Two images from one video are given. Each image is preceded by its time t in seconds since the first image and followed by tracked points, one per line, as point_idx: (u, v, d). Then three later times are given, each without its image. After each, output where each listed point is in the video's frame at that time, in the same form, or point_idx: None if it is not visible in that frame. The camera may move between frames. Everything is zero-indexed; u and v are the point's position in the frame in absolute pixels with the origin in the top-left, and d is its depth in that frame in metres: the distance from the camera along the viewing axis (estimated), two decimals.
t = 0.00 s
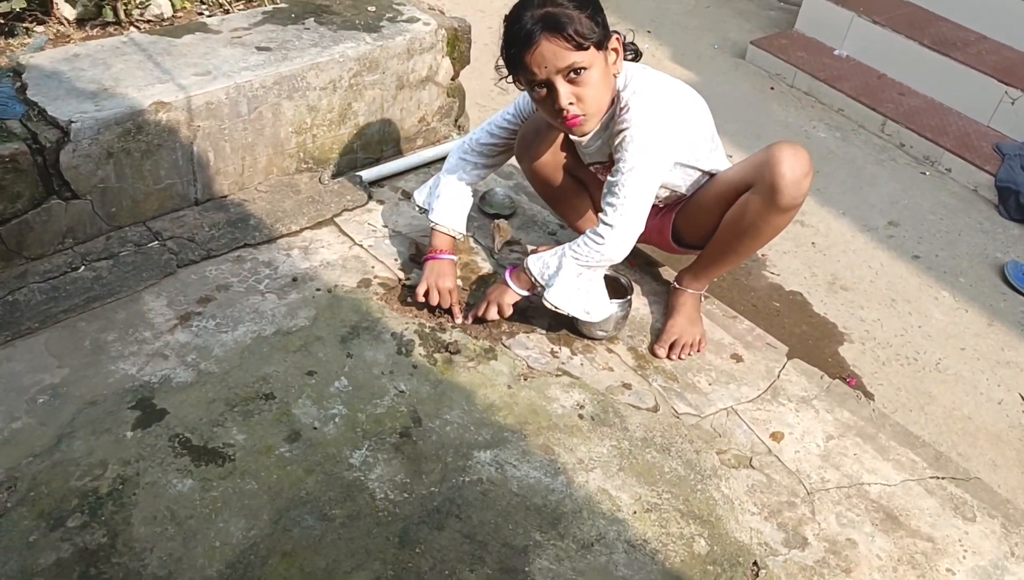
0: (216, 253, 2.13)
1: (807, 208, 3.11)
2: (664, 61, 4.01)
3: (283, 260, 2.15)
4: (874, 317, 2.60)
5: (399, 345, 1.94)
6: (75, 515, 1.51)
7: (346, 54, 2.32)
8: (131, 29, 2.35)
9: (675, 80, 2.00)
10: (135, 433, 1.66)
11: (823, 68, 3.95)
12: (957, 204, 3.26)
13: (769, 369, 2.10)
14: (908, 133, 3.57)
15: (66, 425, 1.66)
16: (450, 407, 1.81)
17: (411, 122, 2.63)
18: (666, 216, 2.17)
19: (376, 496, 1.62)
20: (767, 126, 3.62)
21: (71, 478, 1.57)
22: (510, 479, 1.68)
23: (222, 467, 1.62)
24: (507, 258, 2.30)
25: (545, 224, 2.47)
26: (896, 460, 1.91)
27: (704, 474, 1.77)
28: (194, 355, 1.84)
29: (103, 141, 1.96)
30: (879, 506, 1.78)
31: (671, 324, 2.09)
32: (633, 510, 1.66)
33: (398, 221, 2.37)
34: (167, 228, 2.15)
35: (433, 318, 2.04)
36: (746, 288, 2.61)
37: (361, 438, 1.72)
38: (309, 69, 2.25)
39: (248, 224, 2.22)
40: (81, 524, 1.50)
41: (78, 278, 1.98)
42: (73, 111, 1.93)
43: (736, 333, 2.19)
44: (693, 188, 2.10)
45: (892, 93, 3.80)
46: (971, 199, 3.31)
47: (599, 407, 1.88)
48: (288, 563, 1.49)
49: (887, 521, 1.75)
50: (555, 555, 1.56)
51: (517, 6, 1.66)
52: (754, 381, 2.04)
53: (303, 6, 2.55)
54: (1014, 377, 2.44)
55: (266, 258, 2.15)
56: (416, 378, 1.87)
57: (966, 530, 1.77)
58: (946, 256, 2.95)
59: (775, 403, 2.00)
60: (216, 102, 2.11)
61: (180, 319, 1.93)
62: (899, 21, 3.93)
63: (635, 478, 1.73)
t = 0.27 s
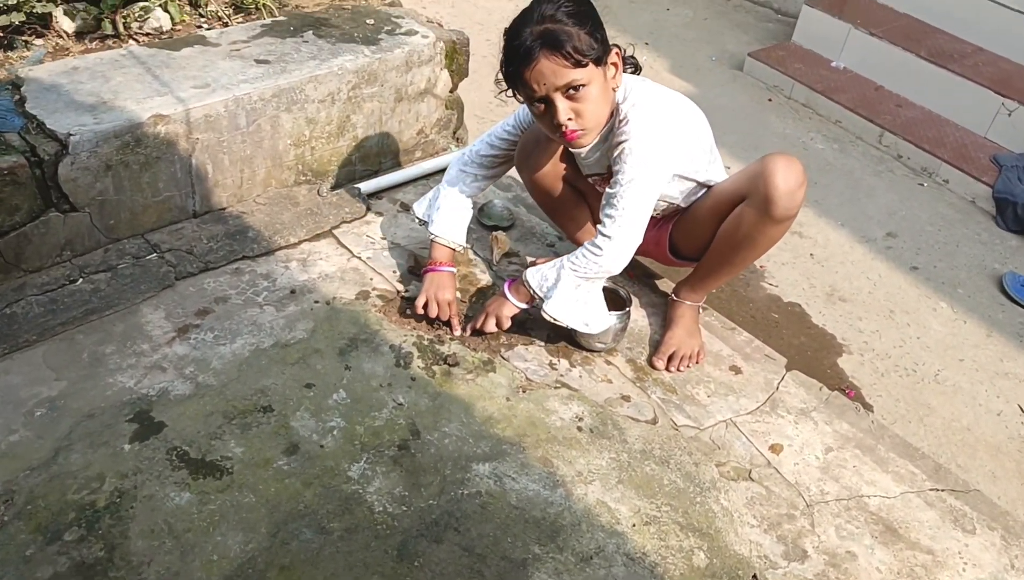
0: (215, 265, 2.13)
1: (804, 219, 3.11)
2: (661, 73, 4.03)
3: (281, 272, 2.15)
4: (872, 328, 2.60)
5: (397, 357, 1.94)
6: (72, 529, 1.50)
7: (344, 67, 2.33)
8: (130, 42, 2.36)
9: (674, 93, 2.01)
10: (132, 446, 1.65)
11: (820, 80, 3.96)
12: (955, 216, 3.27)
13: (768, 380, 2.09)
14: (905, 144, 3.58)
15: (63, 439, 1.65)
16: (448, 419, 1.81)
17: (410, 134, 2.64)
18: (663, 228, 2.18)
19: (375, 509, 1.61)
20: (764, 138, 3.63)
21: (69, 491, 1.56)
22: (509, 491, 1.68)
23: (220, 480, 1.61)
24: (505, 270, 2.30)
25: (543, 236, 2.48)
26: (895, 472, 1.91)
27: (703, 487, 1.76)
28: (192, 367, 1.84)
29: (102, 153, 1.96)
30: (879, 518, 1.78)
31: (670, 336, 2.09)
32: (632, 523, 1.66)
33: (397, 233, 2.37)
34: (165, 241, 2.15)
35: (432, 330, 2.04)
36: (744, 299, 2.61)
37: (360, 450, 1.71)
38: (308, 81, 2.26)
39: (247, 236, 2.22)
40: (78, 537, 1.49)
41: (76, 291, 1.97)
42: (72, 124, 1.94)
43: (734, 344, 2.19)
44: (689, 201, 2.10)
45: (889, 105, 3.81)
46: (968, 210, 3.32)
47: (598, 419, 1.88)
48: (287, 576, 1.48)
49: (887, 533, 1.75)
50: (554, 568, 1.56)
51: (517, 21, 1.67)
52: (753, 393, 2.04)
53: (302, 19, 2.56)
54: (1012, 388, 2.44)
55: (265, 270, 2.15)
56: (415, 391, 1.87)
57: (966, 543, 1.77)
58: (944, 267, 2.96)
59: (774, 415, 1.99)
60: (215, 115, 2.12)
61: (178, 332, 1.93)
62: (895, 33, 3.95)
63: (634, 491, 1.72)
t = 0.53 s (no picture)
0: (216, 274, 2.14)
1: (803, 228, 3.12)
2: (661, 83, 4.05)
3: (282, 281, 2.15)
4: (871, 337, 2.60)
5: (398, 365, 1.95)
6: (73, 537, 1.51)
7: (345, 76, 2.34)
8: (132, 51, 2.37)
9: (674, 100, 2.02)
10: (134, 454, 1.66)
11: (818, 90, 3.98)
12: (953, 225, 3.28)
13: (768, 389, 2.10)
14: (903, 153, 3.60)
15: (65, 446, 1.66)
16: (449, 427, 1.81)
17: (410, 144, 2.65)
18: (660, 236, 2.19)
19: (375, 517, 1.61)
20: (763, 147, 3.64)
21: (70, 499, 1.57)
22: (510, 499, 1.68)
23: (221, 488, 1.62)
24: (506, 278, 2.31)
25: (543, 244, 2.49)
26: (895, 481, 1.91)
27: (703, 495, 1.77)
28: (193, 375, 1.84)
29: (104, 162, 1.97)
30: (879, 526, 1.78)
31: (669, 344, 2.10)
32: (632, 531, 1.66)
33: (397, 242, 2.38)
34: (167, 249, 2.16)
35: (433, 338, 2.05)
36: (743, 308, 2.62)
37: (360, 459, 1.72)
38: (309, 91, 2.27)
39: (248, 245, 2.22)
40: (79, 545, 1.50)
41: (77, 299, 1.98)
42: (74, 133, 1.95)
43: (734, 353, 2.20)
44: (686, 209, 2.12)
45: (888, 115, 3.83)
46: (966, 220, 3.33)
47: (598, 427, 1.88)
48: None
49: (887, 541, 1.75)
50: (555, 576, 1.56)
51: (512, 46, 1.69)
52: (752, 402, 2.05)
53: (303, 29, 2.58)
54: (1011, 397, 2.45)
55: (266, 279, 2.16)
56: (415, 399, 1.87)
57: (965, 551, 1.77)
58: (943, 276, 2.96)
59: (774, 423, 2.00)
60: (217, 124, 2.13)
61: (180, 340, 1.94)
62: (893, 43, 3.97)
63: (634, 499, 1.73)
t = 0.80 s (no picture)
0: (217, 278, 2.14)
1: (802, 234, 3.13)
2: (660, 90, 4.06)
3: (283, 286, 2.16)
4: (870, 343, 2.61)
5: (399, 370, 1.95)
6: (74, 540, 1.51)
7: (347, 82, 2.35)
8: (134, 57, 2.38)
9: (670, 107, 2.04)
10: (135, 458, 1.66)
11: (818, 97, 4.00)
12: (952, 232, 3.29)
13: (768, 394, 2.10)
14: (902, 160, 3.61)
15: (65, 450, 1.66)
16: (449, 432, 1.82)
17: (411, 149, 2.66)
18: (663, 239, 2.19)
19: (375, 521, 1.61)
20: (762, 154, 3.66)
21: (70, 502, 1.57)
22: (510, 504, 1.68)
23: (221, 492, 1.62)
24: (506, 284, 2.32)
25: (543, 250, 2.50)
26: (895, 486, 1.91)
27: (703, 500, 1.77)
28: (194, 380, 1.85)
29: (106, 167, 1.98)
30: (879, 531, 1.78)
31: (669, 349, 2.10)
32: (632, 535, 1.66)
33: (398, 247, 2.39)
34: (168, 254, 2.17)
35: (433, 342, 2.05)
36: (743, 314, 2.63)
37: (361, 463, 1.72)
38: (311, 96, 2.28)
39: (249, 249, 2.23)
40: (80, 549, 1.50)
41: (78, 303, 1.98)
42: (76, 137, 1.95)
43: (734, 358, 2.20)
44: (689, 214, 2.12)
45: (887, 122, 3.84)
46: (965, 226, 3.34)
47: (598, 432, 1.88)
48: None
49: (887, 546, 1.75)
50: None
51: (505, 69, 1.71)
52: (752, 407, 2.05)
53: (304, 35, 2.59)
54: (1011, 403, 2.45)
55: (266, 283, 2.16)
56: (416, 404, 1.87)
57: (965, 556, 1.77)
58: (942, 282, 2.97)
59: (774, 428, 2.00)
60: (218, 129, 2.14)
61: (181, 344, 1.94)
62: (892, 51, 3.99)
63: (634, 503, 1.73)
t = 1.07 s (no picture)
0: (218, 283, 2.15)
1: (803, 240, 3.14)
2: (661, 96, 4.07)
3: (284, 291, 2.16)
4: (871, 349, 2.61)
5: (399, 374, 1.95)
6: (74, 544, 1.51)
7: (348, 87, 2.36)
8: (136, 62, 2.38)
9: (668, 110, 2.04)
10: (135, 462, 1.66)
11: (818, 104, 4.01)
12: (952, 238, 3.29)
13: (768, 400, 2.10)
14: (902, 166, 3.62)
15: (66, 454, 1.66)
16: (449, 436, 1.82)
17: (412, 155, 2.67)
18: (663, 243, 2.19)
19: (376, 525, 1.61)
20: (762, 160, 3.66)
21: (71, 506, 1.57)
22: (510, 508, 1.68)
23: (222, 496, 1.62)
24: (506, 289, 2.32)
25: (543, 255, 2.50)
26: (895, 492, 1.91)
27: (703, 505, 1.77)
28: (195, 384, 1.85)
29: (108, 171, 1.98)
30: (879, 537, 1.78)
31: (670, 354, 2.10)
32: (633, 541, 1.66)
33: (399, 252, 2.39)
34: (169, 258, 2.17)
35: (434, 348, 2.05)
36: (743, 319, 2.63)
37: (361, 467, 1.72)
38: (312, 101, 2.29)
39: (250, 254, 2.23)
40: (80, 553, 1.50)
41: (80, 307, 1.99)
42: (79, 142, 1.96)
43: (734, 363, 2.21)
44: (689, 219, 2.12)
45: (887, 129, 3.85)
46: (965, 233, 3.35)
47: (598, 437, 1.88)
48: None
49: (887, 553, 1.75)
50: None
51: (504, 81, 1.71)
52: (753, 412, 2.05)
53: (306, 40, 2.60)
54: (1011, 410, 2.45)
55: (267, 288, 2.16)
56: (416, 408, 1.87)
57: (965, 562, 1.77)
58: (942, 288, 2.98)
59: (774, 434, 2.00)
60: (220, 134, 2.14)
61: (182, 349, 1.94)
62: (892, 57, 3.99)
63: (634, 509, 1.73)
